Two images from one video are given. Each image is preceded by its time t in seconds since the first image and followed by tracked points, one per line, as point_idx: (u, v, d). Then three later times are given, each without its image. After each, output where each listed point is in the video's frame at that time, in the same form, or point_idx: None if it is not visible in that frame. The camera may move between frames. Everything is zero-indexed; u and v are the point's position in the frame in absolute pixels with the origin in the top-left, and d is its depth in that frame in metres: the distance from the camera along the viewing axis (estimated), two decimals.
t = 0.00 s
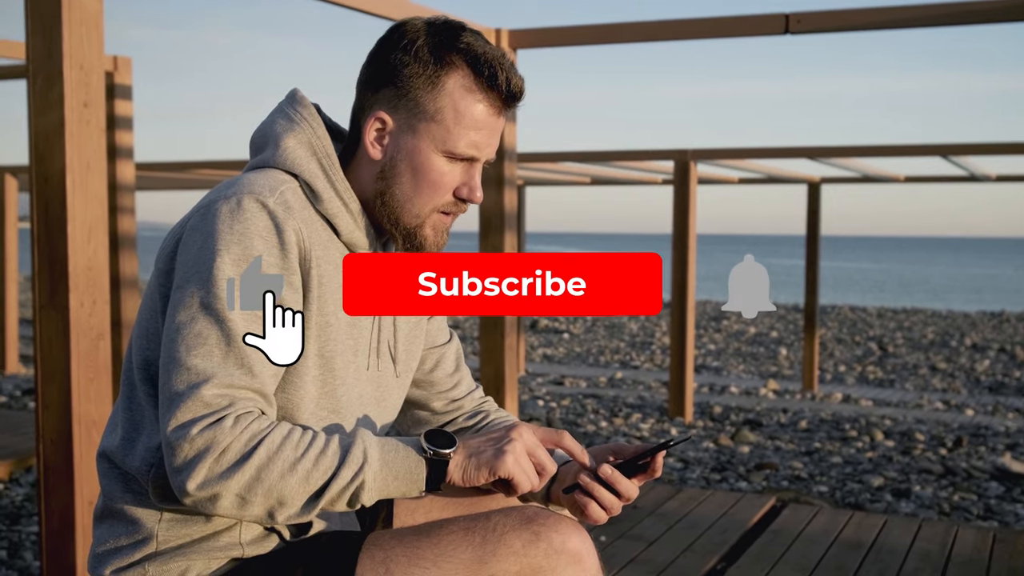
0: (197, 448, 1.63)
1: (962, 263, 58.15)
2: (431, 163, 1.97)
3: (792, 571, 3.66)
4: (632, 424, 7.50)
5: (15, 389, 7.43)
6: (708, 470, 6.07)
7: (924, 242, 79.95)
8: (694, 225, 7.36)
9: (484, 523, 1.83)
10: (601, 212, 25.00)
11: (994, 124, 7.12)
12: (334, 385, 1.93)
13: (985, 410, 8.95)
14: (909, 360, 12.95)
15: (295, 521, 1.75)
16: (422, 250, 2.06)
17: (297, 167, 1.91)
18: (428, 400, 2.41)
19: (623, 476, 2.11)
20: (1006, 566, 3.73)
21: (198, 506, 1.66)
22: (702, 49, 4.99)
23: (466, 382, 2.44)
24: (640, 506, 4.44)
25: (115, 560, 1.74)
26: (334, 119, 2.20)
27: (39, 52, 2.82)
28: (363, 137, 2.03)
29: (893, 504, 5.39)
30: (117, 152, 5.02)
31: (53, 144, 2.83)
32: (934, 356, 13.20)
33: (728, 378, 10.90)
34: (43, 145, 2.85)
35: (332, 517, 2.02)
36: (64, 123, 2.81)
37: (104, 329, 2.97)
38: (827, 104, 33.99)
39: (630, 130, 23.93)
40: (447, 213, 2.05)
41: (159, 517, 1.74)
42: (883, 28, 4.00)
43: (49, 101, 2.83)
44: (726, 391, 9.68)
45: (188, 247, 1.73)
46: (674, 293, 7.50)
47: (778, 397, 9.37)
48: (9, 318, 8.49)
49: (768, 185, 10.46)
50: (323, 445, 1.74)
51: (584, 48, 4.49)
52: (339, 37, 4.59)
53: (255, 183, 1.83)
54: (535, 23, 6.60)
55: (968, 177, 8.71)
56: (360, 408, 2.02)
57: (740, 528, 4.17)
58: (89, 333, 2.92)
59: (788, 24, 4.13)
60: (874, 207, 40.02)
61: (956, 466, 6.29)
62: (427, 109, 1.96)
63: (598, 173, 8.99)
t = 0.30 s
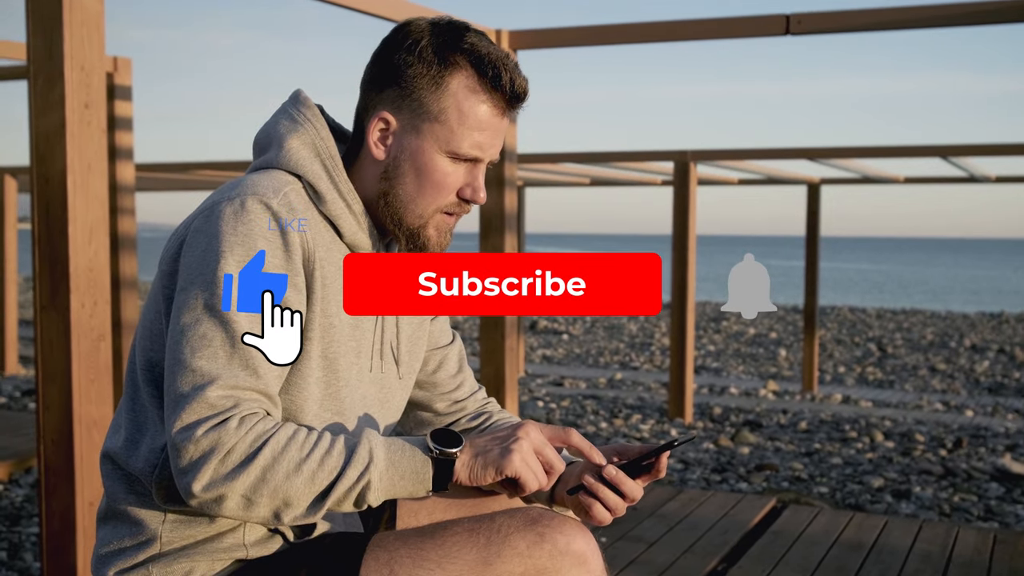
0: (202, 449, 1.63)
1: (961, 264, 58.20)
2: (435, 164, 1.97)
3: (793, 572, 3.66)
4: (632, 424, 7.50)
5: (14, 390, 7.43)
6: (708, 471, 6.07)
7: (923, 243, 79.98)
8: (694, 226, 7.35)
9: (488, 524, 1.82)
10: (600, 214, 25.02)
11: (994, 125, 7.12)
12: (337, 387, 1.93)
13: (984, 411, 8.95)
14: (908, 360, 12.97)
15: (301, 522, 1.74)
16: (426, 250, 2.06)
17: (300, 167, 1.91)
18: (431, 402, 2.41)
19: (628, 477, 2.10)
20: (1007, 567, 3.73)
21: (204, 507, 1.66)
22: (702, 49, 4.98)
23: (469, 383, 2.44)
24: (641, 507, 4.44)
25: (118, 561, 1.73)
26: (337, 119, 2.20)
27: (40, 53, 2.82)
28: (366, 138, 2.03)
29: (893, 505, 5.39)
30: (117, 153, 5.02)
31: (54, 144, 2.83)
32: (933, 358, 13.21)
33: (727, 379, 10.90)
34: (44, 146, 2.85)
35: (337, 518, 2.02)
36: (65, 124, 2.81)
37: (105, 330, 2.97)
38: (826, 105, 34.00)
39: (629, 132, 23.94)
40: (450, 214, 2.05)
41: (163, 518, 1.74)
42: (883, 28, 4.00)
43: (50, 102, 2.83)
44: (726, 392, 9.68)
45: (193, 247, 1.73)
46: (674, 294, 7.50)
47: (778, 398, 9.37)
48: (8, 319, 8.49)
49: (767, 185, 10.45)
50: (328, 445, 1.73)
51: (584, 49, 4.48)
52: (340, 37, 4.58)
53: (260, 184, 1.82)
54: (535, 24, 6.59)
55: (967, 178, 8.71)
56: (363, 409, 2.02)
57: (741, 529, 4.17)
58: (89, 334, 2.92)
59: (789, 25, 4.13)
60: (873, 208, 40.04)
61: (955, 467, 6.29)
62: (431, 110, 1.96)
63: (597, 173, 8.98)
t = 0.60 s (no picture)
0: (192, 435, 1.61)
1: (961, 264, 58.19)
2: (440, 163, 1.97)
3: (794, 572, 3.66)
4: (632, 424, 7.49)
5: (14, 389, 7.42)
6: (708, 471, 6.07)
7: (922, 243, 80.04)
8: (694, 226, 7.35)
9: (494, 524, 1.82)
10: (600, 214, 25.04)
11: (993, 125, 7.12)
12: (341, 385, 1.93)
13: (984, 411, 8.95)
14: (908, 360, 12.96)
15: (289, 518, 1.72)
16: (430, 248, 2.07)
17: (305, 166, 1.91)
18: (435, 401, 2.41)
19: (635, 476, 2.11)
20: (1007, 567, 3.73)
21: (189, 496, 1.64)
22: (702, 49, 4.97)
23: (473, 382, 2.43)
24: (641, 507, 4.44)
25: (124, 561, 1.73)
26: (341, 118, 2.19)
27: (41, 53, 2.82)
28: (371, 136, 2.03)
29: (894, 505, 5.39)
30: (118, 152, 5.02)
31: (55, 144, 2.82)
32: (933, 358, 13.21)
33: (727, 379, 10.90)
34: (44, 145, 2.84)
35: (341, 518, 2.01)
36: (66, 123, 2.80)
37: (106, 329, 2.97)
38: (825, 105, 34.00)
39: (629, 132, 23.94)
40: (456, 212, 2.05)
41: (167, 516, 1.73)
42: (883, 28, 4.00)
43: (51, 102, 2.82)
44: (725, 392, 9.69)
45: (196, 243, 1.73)
46: (673, 294, 7.49)
47: (778, 398, 9.37)
48: (8, 319, 8.49)
49: (766, 185, 10.45)
50: (322, 439, 1.72)
51: (584, 49, 4.48)
52: (340, 38, 4.57)
53: (264, 181, 1.83)
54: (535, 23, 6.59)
55: (967, 178, 8.70)
56: (367, 408, 2.01)
57: (742, 529, 4.16)
58: (90, 333, 2.91)
59: (789, 25, 4.12)
60: (872, 209, 40.05)
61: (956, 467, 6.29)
62: (437, 109, 1.95)
63: (598, 173, 8.98)
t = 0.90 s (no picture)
0: (172, 411, 1.59)
1: (959, 262, 58.17)
2: (444, 160, 1.97)
3: (794, 571, 3.65)
4: (632, 423, 7.48)
5: (12, 388, 7.41)
6: (708, 470, 6.06)
7: (921, 241, 80.07)
8: (693, 224, 7.34)
9: (498, 521, 1.82)
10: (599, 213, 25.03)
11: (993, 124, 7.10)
12: (344, 383, 1.92)
13: (983, 409, 8.95)
14: (907, 359, 12.94)
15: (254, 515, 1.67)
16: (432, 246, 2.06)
17: (309, 162, 1.91)
18: (438, 399, 2.41)
19: (640, 473, 2.11)
20: (1008, 566, 3.72)
21: (155, 474, 1.60)
22: (701, 48, 4.96)
23: (476, 379, 2.44)
24: (640, 505, 4.43)
25: (127, 559, 1.73)
26: (344, 114, 2.19)
27: (41, 51, 2.81)
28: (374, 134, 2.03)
29: (893, 504, 5.38)
30: (117, 150, 5.01)
31: (56, 142, 2.82)
32: (932, 356, 13.21)
33: (726, 377, 10.89)
34: (44, 143, 2.84)
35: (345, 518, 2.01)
36: (66, 121, 2.80)
37: (106, 328, 2.96)
38: (825, 104, 33.99)
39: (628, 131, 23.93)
40: (459, 210, 2.04)
41: (171, 514, 1.73)
42: (882, 26, 3.99)
43: (51, 100, 2.82)
44: (724, 391, 9.68)
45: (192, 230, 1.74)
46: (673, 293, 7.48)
47: (777, 396, 9.36)
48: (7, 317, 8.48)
49: (766, 184, 10.44)
50: (300, 439, 1.68)
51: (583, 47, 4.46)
52: (339, 37, 4.56)
53: (267, 176, 1.84)
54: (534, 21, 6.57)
55: (967, 176, 8.69)
56: (370, 405, 2.01)
57: (742, 527, 4.16)
58: (90, 332, 2.91)
59: (790, 23, 4.10)
60: (871, 207, 40.05)
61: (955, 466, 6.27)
62: (441, 106, 1.96)
63: (597, 172, 8.97)
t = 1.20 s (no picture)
0: (161, 418, 1.59)
1: (958, 262, 58.22)
2: (448, 158, 1.96)
3: (794, 571, 3.64)
4: (630, 423, 7.48)
5: (11, 388, 7.40)
6: (707, 469, 6.06)
7: (920, 241, 80.10)
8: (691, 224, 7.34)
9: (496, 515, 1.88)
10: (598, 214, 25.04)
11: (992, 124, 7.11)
12: (344, 382, 1.92)
13: (982, 409, 8.95)
14: (905, 359, 12.95)
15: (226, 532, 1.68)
16: (435, 246, 2.06)
17: (310, 161, 1.91)
18: (439, 398, 2.41)
19: (643, 471, 2.11)
20: (1008, 566, 3.72)
21: (137, 480, 1.60)
22: (701, 48, 4.95)
23: (477, 378, 2.44)
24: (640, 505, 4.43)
25: (129, 559, 1.73)
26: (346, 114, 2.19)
27: (41, 51, 2.81)
28: (377, 133, 2.03)
29: (892, 504, 5.38)
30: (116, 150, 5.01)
31: (56, 141, 2.81)
32: (930, 356, 13.20)
33: (724, 378, 10.89)
34: (44, 142, 2.83)
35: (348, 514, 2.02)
36: (67, 121, 2.79)
37: (106, 328, 2.96)
38: (823, 104, 34.01)
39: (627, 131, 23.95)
40: (463, 209, 2.03)
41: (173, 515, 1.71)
42: (882, 26, 4.00)
43: (51, 99, 2.81)
44: (723, 391, 9.69)
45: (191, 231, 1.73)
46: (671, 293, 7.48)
47: (775, 396, 9.37)
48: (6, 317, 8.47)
49: (764, 184, 10.44)
50: (285, 466, 1.68)
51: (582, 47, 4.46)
52: (339, 37, 4.56)
53: (267, 176, 1.84)
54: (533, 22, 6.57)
55: (966, 176, 8.69)
56: (371, 404, 2.01)
57: (741, 527, 4.15)
58: (91, 332, 2.91)
59: (789, 23, 4.09)
60: (870, 207, 40.08)
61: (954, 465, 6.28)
62: (445, 104, 1.96)
63: (596, 172, 8.96)
